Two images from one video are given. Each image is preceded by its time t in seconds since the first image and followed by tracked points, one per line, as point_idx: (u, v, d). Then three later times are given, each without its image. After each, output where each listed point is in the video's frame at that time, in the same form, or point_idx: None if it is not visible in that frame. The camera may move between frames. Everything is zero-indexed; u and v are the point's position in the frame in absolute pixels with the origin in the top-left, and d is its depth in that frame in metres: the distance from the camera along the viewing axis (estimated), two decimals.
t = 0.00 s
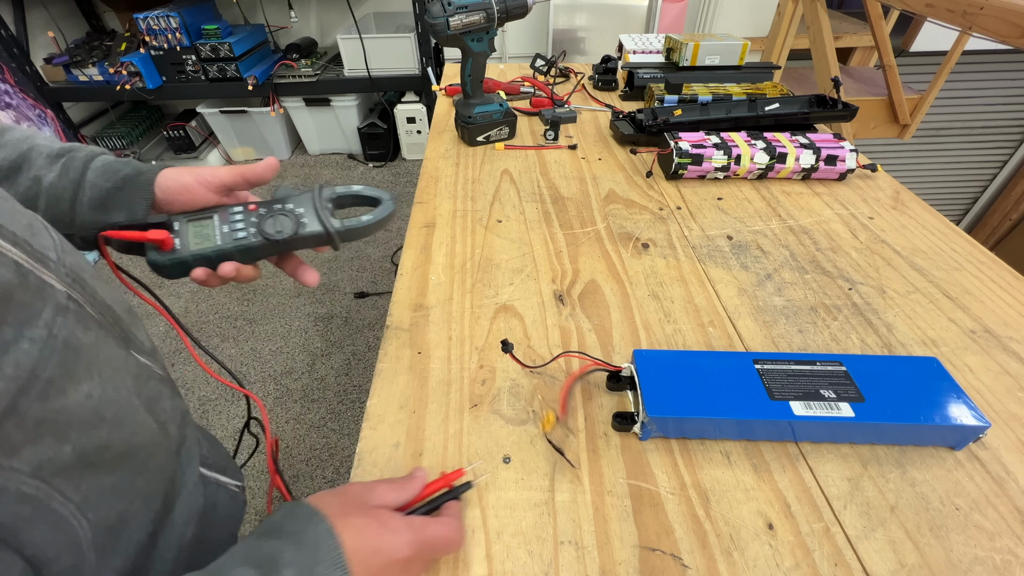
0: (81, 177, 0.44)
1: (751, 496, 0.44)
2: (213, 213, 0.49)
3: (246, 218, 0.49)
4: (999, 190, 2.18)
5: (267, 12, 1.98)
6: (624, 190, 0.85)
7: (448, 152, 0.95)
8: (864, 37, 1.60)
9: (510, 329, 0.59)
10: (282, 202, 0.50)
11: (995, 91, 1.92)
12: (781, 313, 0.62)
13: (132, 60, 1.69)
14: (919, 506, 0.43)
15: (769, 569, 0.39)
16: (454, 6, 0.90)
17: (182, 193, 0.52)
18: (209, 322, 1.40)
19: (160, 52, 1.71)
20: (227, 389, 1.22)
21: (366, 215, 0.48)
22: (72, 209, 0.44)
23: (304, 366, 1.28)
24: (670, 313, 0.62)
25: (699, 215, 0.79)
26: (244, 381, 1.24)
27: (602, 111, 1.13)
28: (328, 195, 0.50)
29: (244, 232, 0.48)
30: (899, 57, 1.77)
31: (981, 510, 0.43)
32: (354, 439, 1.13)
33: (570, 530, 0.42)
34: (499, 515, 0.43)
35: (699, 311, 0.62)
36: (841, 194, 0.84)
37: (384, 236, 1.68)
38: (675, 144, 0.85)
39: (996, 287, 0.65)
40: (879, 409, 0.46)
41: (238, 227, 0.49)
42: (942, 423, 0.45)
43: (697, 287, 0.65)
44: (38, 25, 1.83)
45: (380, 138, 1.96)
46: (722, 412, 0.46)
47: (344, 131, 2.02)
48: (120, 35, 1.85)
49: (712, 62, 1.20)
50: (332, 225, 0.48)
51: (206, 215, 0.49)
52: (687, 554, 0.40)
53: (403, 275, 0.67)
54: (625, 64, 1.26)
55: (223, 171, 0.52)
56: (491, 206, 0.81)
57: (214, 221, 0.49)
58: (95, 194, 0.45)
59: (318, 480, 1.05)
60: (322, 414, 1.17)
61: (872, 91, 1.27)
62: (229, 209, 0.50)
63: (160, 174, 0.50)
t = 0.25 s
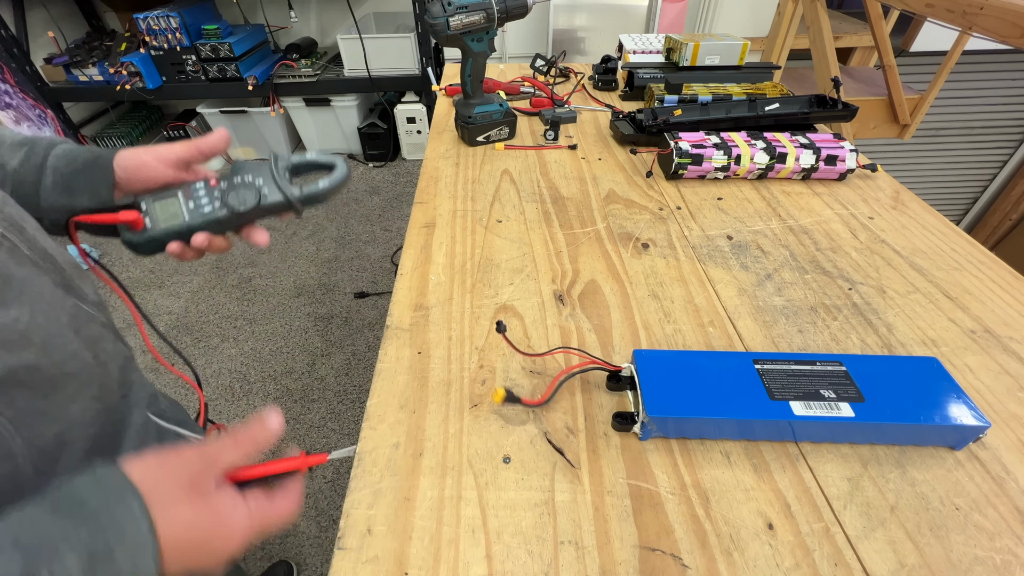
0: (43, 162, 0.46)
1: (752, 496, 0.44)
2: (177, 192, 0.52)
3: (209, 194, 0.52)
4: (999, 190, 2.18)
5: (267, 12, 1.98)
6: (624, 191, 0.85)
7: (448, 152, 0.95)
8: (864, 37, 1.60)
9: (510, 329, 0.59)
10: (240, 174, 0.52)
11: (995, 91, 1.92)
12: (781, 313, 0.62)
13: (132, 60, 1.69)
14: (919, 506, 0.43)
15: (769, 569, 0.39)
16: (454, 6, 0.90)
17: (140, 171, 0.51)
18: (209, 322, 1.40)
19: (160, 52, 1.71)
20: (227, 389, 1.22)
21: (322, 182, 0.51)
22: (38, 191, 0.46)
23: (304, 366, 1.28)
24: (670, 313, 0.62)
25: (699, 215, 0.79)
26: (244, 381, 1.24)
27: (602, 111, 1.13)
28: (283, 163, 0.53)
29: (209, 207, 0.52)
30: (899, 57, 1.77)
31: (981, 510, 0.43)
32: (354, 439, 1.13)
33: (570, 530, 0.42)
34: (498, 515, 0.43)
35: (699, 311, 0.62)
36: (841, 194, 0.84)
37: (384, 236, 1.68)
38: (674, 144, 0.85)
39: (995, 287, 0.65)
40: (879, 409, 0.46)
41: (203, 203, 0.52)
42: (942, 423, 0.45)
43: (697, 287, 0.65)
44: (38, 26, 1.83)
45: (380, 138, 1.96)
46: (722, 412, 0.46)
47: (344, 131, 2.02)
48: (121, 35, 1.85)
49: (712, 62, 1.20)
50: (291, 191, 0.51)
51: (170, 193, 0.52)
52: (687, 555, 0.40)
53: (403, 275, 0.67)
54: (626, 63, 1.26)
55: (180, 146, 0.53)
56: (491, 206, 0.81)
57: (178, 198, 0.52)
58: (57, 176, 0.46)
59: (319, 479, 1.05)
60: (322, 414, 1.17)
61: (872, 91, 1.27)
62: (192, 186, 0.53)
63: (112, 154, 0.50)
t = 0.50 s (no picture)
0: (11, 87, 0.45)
1: (752, 496, 0.44)
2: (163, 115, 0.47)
3: (194, 108, 0.47)
4: (999, 190, 2.19)
5: (267, 12, 1.98)
6: (624, 190, 0.85)
7: (448, 152, 0.95)
8: (864, 37, 1.60)
9: (510, 329, 0.59)
10: (220, 82, 0.48)
11: (995, 91, 1.92)
12: (781, 313, 0.62)
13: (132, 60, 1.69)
14: (919, 506, 0.43)
15: (769, 569, 0.39)
16: (454, 6, 0.90)
17: (106, 91, 0.52)
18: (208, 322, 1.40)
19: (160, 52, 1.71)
20: (227, 389, 1.22)
21: (311, 65, 0.51)
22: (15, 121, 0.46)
23: (304, 366, 1.28)
24: (670, 313, 0.62)
25: (699, 215, 0.79)
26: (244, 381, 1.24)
27: (602, 111, 1.13)
28: (259, 54, 0.50)
29: (201, 121, 0.47)
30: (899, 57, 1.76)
31: (981, 510, 0.43)
32: (354, 439, 1.13)
33: (570, 530, 0.42)
34: (499, 515, 0.43)
35: (699, 311, 0.62)
36: (841, 194, 0.84)
37: (384, 236, 1.68)
38: (674, 144, 0.85)
39: (995, 286, 0.65)
40: (879, 409, 0.46)
41: (192, 118, 0.47)
42: (942, 423, 0.45)
43: (697, 287, 0.65)
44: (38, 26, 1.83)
45: (380, 138, 1.96)
46: (722, 412, 0.46)
47: (344, 131, 2.02)
48: (121, 35, 1.85)
49: (712, 62, 1.20)
50: (284, 85, 0.49)
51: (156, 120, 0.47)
52: (687, 555, 0.40)
53: (403, 275, 0.67)
54: (626, 64, 1.26)
55: (140, 60, 0.52)
56: (491, 206, 0.81)
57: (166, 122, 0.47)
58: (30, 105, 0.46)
59: (319, 480, 1.05)
60: (322, 414, 1.17)
61: (871, 91, 1.27)
62: (172, 105, 0.48)
63: (67, 73, 0.50)
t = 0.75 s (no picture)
0: None
1: (752, 496, 0.44)
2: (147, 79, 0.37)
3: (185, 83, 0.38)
4: (999, 190, 2.19)
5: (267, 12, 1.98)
6: (624, 190, 0.85)
7: (448, 152, 0.95)
8: (864, 37, 1.60)
9: (510, 329, 0.59)
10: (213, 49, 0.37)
11: (995, 91, 1.92)
12: (781, 313, 0.62)
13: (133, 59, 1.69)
14: (919, 506, 0.43)
15: (769, 569, 0.39)
16: (454, 6, 0.90)
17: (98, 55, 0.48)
18: (208, 321, 1.40)
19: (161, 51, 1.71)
20: (227, 390, 1.22)
21: (321, 56, 0.42)
22: None
23: (304, 366, 1.28)
24: (670, 313, 0.62)
25: (699, 215, 0.79)
26: (244, 381, 1.24)
27: (602, 111, 1.13)
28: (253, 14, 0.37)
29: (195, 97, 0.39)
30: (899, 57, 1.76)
31: (981, 510, 0.43)
32: (354, 438, 1.13)
33: (570, 530, 0.42)
34: (499, 515, 0.43)
35: (699, 311, 0.62)
36: (841, 194, 0.84)
37: (384, 236, 1.69)
38: (675, 144, 0.85)
39: (995, 287, 0.65)
40: (879, 409, 0.46)
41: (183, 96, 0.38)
42: (942, 423, 0.45)
43: (697, 287, 0.65)
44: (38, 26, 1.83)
45: (380, 138, 1.97)
46: (722, 412, 0.46)
47: (344, 131, 2.02)
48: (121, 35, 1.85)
49: (712, 62, 1.20)
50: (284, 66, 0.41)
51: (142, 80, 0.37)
52: (687, 554, 0.40)
53: (403, 275, 0.67)
54: (625, 64, 1.26)
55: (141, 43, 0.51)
56: (491, 206, 0.81)
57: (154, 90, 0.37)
58: None
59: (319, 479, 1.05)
60: (322, 414, 1.17)
61: (871, 91, 1.27)
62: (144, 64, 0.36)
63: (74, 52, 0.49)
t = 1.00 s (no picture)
0: None
1: (751, 496, 0.44)
2: None
3: None
4: (999, 190, 2.19)
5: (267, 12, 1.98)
6: (624, 190, 0.85)
7: (448, 152, 0.96)
8: (864, 37, 1.60)
9: (510, 329, 0.59)
10: None
11: (996, 91, 1.92)
12: (781, 313, 0.62)
13: (132, 60, 1.69)
14: (918, 506, 0.43)
15: (769, 569, 0.39)
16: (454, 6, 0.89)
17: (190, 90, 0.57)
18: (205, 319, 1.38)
19: (161, 52, 1.71)
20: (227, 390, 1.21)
21: None
22: None
23: (304, 366, 1.28)
24: (670, 313, 0.62)
25: (699, 215, 0.79)
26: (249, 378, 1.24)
27: (602, 111, 1.13)
28: None
29: None
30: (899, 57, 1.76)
31: (981, 510, 0.43)
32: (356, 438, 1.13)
33: (570, 530, 0.42)
34: (499, 515, 0.43)
35: (699, 311, 0.62)
36: (841, 194, 0.84)
37: (384, 236, 1.69)
38: (675, 144, 0.85)
39: (995, 287, 0.65)
40: (879, 409, 0.46)
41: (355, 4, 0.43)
42: (942, 423, 0.45)
43: (697, 287, 0.65)
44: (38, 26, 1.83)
45: (380, 138, 1.96)
46: (722, 412, 0.46)
47: (344, 131, 2.02)
48: (121, 35, 1.86)
49: (712, 62, 1.20)
50: None
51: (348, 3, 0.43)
52: (687, 554, 0.40)
53: (403, 275, 0.67)
54: (625, 64, 1.26)
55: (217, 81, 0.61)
56: (491, 206, 0.81)
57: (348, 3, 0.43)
58: None
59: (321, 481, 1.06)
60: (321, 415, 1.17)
61: (871, 91, 1.27)
62: None
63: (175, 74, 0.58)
